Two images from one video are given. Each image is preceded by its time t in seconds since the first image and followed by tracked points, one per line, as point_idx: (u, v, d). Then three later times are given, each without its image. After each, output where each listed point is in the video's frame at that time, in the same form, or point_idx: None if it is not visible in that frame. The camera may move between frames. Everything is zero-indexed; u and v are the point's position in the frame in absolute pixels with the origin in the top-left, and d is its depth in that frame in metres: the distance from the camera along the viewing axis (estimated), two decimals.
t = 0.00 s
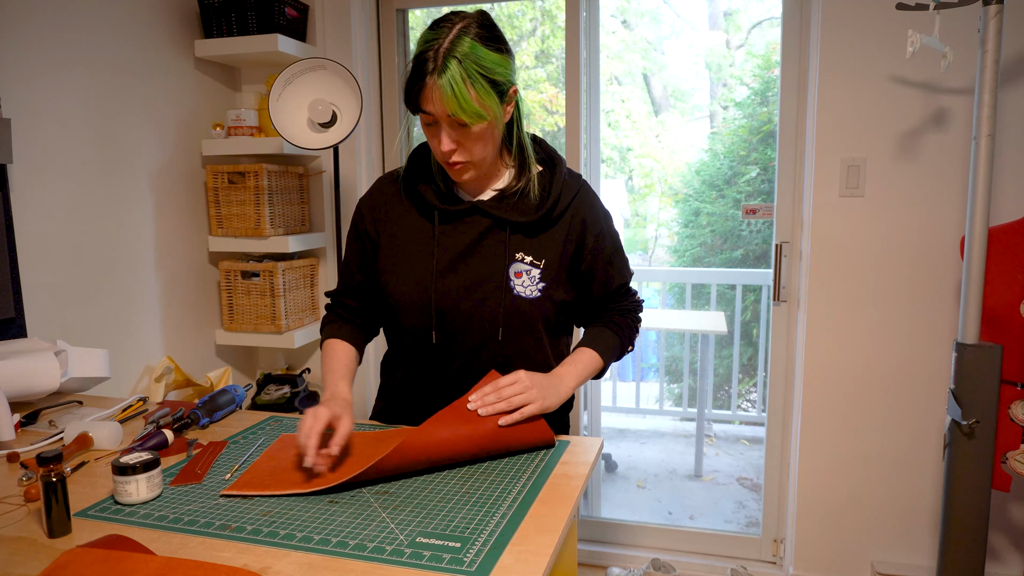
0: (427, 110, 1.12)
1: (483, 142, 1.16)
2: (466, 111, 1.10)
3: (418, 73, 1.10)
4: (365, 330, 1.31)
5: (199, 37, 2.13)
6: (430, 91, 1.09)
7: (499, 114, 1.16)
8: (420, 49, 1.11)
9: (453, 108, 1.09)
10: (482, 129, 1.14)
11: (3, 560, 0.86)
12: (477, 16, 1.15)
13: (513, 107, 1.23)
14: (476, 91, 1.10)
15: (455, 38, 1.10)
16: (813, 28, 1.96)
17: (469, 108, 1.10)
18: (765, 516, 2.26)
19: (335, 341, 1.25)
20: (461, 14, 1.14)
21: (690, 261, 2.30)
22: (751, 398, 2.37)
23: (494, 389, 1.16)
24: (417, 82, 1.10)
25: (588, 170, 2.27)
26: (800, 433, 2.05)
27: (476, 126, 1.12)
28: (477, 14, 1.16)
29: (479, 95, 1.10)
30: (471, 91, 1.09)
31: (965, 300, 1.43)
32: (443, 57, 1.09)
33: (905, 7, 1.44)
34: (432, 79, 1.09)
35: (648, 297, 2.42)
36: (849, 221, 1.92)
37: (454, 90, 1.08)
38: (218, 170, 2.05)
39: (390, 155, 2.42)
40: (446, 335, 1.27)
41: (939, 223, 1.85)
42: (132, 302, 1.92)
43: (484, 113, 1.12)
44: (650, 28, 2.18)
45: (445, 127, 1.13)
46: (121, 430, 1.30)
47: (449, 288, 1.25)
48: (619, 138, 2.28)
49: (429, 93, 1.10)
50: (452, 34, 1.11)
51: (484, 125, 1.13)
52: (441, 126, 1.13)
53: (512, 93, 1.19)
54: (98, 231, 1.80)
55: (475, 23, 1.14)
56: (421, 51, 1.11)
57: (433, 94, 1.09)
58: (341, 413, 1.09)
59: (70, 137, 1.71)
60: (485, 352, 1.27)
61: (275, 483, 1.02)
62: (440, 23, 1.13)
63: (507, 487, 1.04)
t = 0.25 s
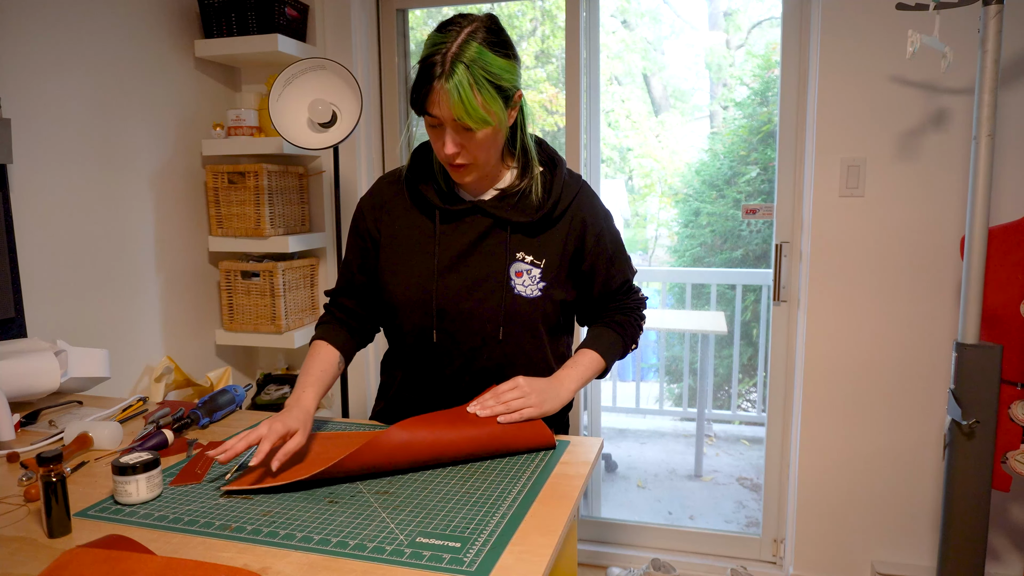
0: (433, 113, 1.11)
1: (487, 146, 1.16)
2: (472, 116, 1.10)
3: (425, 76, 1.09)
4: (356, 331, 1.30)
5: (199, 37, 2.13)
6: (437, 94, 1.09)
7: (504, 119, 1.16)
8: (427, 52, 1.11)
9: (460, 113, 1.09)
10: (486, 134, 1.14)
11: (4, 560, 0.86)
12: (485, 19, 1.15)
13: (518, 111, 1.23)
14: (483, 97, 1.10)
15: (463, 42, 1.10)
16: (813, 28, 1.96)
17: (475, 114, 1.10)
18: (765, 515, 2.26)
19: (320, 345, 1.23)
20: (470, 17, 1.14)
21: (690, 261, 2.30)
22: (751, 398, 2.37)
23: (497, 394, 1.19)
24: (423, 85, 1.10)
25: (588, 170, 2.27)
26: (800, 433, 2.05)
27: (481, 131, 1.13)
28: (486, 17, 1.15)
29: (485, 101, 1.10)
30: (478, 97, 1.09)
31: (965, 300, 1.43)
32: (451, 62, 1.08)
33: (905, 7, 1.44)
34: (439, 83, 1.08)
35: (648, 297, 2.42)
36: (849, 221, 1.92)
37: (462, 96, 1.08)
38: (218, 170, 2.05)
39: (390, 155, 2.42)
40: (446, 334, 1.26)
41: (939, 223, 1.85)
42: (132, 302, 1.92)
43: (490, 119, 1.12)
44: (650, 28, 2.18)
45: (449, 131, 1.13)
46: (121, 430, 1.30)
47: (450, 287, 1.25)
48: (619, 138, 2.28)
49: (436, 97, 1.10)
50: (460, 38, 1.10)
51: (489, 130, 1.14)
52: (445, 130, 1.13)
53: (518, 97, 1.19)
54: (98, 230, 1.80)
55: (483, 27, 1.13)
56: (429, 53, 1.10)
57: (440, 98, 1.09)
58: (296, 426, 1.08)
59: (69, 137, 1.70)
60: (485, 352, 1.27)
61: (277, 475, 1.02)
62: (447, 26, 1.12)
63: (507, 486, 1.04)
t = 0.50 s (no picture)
0: (437, 114, 1.11)
1: (489, 148, 1.16)
2: (477, 118, 1.10)
3: (430, 77, 1.09)
4: (354, 331, 1.29)
5: (199, 37, 2.13)
6: (442, 95, 1.09)
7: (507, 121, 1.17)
8: (432, 52, 1.10)
9: (465, 115, 1.09)
10: (490, 135, 1.14)
11: (4, 560, 0.86)
12: (489, 21, 1.15)
13: (520, 112, 1.23)
14: (487, 98, 1.10)
15: (468, 44, 1.10)
16: (813, 28, 1.96)
17: (480, 116, 1.10)
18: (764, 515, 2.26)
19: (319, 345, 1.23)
20: (474, 18, 1.14)
21: (690, 261, 2.30)
22: (751, 398, 2.37)
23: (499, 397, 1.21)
24: (427, 85, 1.09)
25: (588, 170, 2.27)
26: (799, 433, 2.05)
27: (486, 133, 1.13)
28: (490, 18, 1.15)
29: (489, 103, 1.10)
30: (483, 99, 1.09)
31: (965, 300, 1.43)
32: (457, 63, 1.08)
33: (905, 7, 1.44)
34: (445, 84, 1.08)
35: (648, 297, 2.42)
36: (849, 221, 1.92)
37: (467, 98, 1.08)
38: (219, 170, 2.05)
39: (390, 155, 2.42)
40: (448, 334, 1.26)
41: (939, 222, 1.85)
42: (132, 302, 1.92)
43: (494, 121, 1.12)
44: (650, 28, 2.18)
45: (453, 132, 1.13)
46: (121, 430, 1.30)
47: (452, 285, 1.25)
48: (619, 138, 2.28)
49: (441, 97, 1.09)
50: (465, 39, 1.10)
51: (493, 132, 1.14)
52: (449, 131, 1.12)
53: (520, 100, 1.20)
54: (98, 231, 1.80)
55: (488, 29, 1.13)
56: (433, 55, 1.10)
57: (445, 99, 1.09)
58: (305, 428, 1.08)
59: (69, 137, 1.70)
60: (486, 352, 1.27)
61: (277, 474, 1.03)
62: (451, 27, 1.13)
63: (507, 486, 1.04)
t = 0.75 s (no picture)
0: (439, 112, 1.11)
1: (492, 146, 1.16)
2: (480, 116, 1.10)
3: (432, 77, 1.09)
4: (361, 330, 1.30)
5: (199, 37, 2.13)
6: (444, 94, 1.09)
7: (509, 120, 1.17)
8: (434, 52, 1.10)
9: (467, 113, 1.09)
10: (492, 134, 1.14)
11: (4, 559, 0.86)
12: (490, 20, 1.15)
13: (521, 111, 1.23)
14: (489, 97, 1.10)
15: (470, 43, 1.10)
16: (813, 28, 1.96)
17: (483, 114, 1.10)
18: (764, 517, 2.27)
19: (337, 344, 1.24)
20: (475, 18, 1.14)
21: (690, 261, 2.30)
22: (751, 398, 2.37)
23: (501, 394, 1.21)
24: (429, 84, 1.09)
25: (588, 170, 2.27)
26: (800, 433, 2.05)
27: (488, 132, 1.13)
28: (491, 18, 1.15)
29: (492, 102, 1.10)
30: (485, 97, 1.09)
31: (965, 300, 1.43)
32: (459, 62, 1.08)
33: (905, 7, 1.44)
34: (447, 83, 1.08)
35: (649, 297, 2.42)
36: (849, 221, 1.92)
37: (470, 96, 1.08)
38: (219, 170, 2.05)
39: (390, 155, 2.42)
40: (448, 334, 1.26)
41: (939, 222, 1.85)
42: (132, 302, 1.92)
43: (496, 119, 1.12)
44: (650, 28, 2.18)
45: (455, 130, 1.12)
46: (121, 430, 1.30)
47: (452, 285, 1.25)
48: (619, 138, 2.28)
49: (444, 96, 1.09)
50: (466, 38, 1.10)
51: (495, 131, 1.14)
52: (452, 130, 1.12)
53: (521, 99, 1.20)
54: (99, 230, 1.80)
55: (489, 28, 1.13)
56: (435, 54, 1.10)
57: (448, 98, 1.09)
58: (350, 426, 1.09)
59: (69, 137, 1.70)
60: (486, 351, 1.26)
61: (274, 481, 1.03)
62: (452, 26, 1.13)
63: (506, 486, 1.04)
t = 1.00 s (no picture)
0: (444, 102, 1.11)
1: (497, 133, 1.16)
2: (486, 102, 1.10)
3: (434, 68, 1.10)
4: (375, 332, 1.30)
5: (199, 37, 2.13)
6: (449, 82, 1.09)
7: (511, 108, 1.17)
8: (434, 44, 1.11)
9: (473, 100, 1.09)
10: (497, 121, 1.14)
11: (4, 560, 0.85)
12: (486, 13, 1.16)
13: (520, 103, 1.24)
14: (493, 83, 1.10)
15: (470, 32, 1.11)
16: (813, 27, 1.96)
17: (488, 100, 1.10)
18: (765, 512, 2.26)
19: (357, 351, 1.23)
20: (472, 11, 1.15)
21: (690, 261, 2.31)
22: (751, 398, 2.38)
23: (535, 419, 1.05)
24: (433, 75, 1.10)
25: (588, 170, 2.27)
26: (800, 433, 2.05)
27: (493, 118, 1.13)
28: (487, 11, 1.16)
29: (496, 88, 1.11)
30: (490, 83, 1.10)
31: (965, 300, 1.43)
32: (461, 51, 1.09)
33: (905, 7, 1.44)
34: (451, 72, 1.09)
35: (648, 297, 2.43)
36: (849, 220, 1.92)
37: (475, 82, 1.08)
38: (219, 170, 2.05)
39: (390, 155, 2.42)
40: (448, 332, 1.26)
41: (939, 222, 1.85)
42: (132, 302, 1.92)
43: (501, 105, 1.12)
44: (650, 28, 2.18)
45: (461, 119, 1.12)
46: (121, 430, 1.30)
47: (451, 283, 1.25)
48: (619, 138, 2.28)
49: (448, 85, 1.09)
50: (465, 28, 1.11)
51: (500, 118, 1.14)
52: (457, 119, 1.12)
53: (520, 89, 1.20)
54: (98, 230, 1.80)
55: (487, 19, 1.14)
56: (435, 46, 1.11)
57: (453, 86, 1.09)
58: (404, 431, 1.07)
59: (69, 137, 1.70)
60: (485, 349, 1.26)
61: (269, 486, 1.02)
62: (451, 19, 1.13)
63: (506, 486, 1.04)
